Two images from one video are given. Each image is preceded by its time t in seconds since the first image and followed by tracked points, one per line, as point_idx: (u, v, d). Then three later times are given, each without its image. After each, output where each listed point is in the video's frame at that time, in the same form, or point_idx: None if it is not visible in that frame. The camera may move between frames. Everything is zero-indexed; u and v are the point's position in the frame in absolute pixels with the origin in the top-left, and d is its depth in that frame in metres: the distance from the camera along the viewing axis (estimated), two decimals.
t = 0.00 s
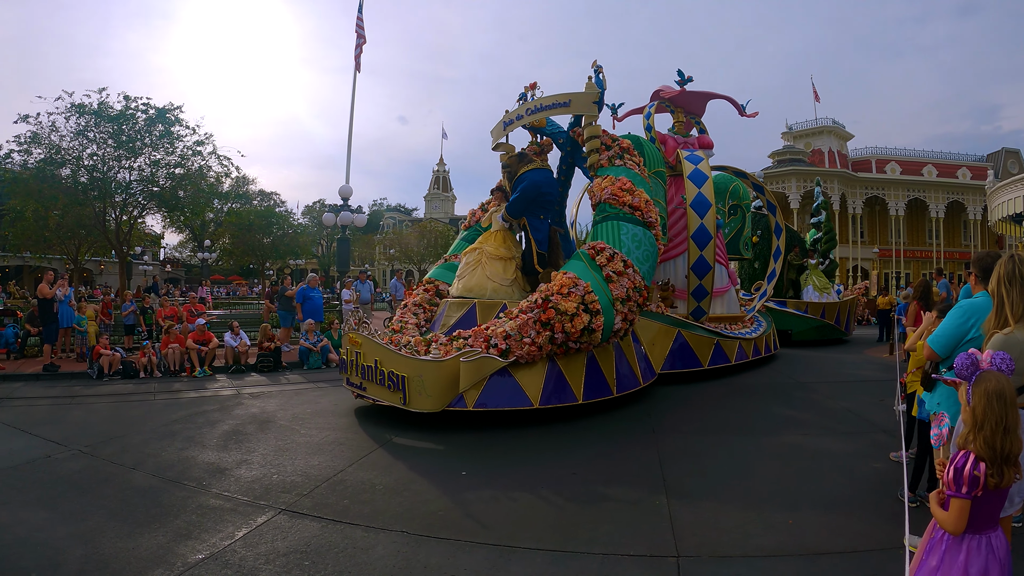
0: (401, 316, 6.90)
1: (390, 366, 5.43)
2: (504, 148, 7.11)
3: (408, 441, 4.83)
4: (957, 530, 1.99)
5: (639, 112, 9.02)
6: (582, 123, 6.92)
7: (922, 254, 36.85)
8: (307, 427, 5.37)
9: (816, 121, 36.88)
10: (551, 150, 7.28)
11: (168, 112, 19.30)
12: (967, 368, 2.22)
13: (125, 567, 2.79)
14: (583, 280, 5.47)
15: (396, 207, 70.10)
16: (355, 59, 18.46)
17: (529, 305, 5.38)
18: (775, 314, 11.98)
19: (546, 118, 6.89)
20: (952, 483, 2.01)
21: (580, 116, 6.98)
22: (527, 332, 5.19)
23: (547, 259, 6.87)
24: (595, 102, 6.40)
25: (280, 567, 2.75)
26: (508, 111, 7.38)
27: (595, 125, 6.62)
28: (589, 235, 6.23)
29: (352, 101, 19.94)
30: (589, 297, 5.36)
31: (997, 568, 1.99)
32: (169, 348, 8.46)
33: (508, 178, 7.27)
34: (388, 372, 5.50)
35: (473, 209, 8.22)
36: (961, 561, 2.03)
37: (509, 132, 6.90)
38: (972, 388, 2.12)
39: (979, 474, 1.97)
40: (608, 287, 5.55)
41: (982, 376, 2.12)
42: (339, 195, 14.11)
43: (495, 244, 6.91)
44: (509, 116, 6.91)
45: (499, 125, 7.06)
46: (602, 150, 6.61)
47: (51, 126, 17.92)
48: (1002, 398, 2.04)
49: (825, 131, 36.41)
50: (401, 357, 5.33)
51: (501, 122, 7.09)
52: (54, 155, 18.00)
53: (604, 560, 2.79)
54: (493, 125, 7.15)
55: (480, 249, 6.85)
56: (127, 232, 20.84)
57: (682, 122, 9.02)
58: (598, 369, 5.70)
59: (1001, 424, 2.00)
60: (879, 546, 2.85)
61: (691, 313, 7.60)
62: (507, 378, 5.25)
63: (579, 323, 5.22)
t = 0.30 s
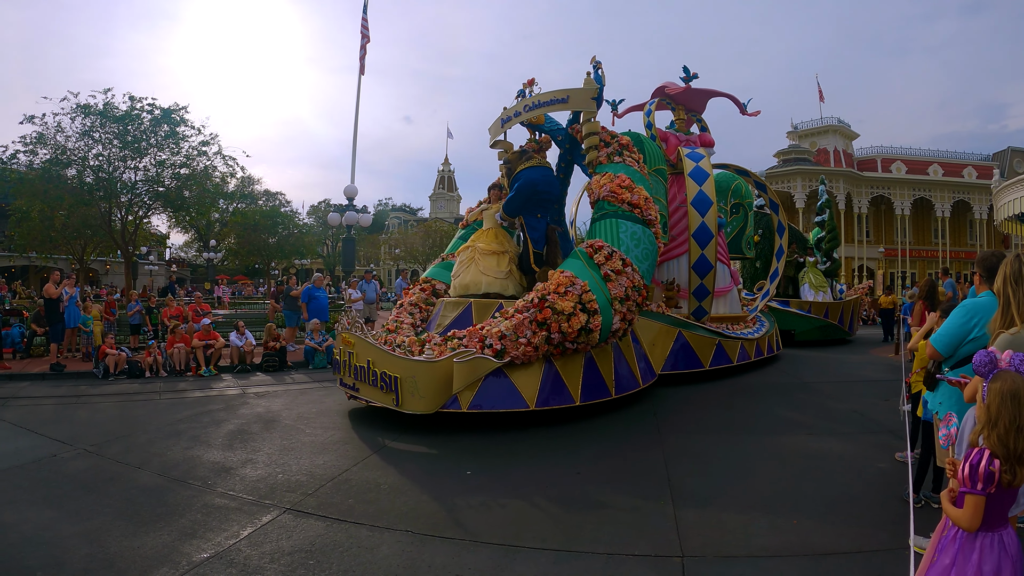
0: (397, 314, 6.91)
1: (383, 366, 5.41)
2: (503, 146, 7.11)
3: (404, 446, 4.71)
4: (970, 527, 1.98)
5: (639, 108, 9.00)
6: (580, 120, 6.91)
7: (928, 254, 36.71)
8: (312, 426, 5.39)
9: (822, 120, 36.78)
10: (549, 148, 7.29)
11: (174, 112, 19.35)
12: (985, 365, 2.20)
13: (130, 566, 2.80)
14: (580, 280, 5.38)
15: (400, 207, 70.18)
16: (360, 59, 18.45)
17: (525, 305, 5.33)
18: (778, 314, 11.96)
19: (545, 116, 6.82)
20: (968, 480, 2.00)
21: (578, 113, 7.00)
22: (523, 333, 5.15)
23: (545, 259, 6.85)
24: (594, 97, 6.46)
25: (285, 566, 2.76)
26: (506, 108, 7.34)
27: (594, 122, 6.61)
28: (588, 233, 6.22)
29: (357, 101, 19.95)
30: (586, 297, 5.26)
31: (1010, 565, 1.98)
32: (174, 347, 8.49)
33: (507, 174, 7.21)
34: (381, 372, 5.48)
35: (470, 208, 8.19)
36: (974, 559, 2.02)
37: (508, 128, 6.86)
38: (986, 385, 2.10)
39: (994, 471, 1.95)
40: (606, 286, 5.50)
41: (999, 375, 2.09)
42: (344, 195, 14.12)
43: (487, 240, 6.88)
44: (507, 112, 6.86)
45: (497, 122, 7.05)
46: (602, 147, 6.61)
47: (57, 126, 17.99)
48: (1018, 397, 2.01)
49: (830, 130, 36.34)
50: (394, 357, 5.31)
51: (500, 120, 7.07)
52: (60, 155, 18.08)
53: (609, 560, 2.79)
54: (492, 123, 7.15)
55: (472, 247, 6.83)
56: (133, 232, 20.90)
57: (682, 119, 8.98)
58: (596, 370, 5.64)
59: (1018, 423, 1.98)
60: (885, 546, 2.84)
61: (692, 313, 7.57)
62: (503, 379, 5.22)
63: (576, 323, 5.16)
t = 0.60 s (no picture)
0: (394, 313, 6.94)
1: (376, 367, 5.31)
2: (500, 143, 7.11)
3: (399, 450, 4.59)
4: (979, 523, 1.98)
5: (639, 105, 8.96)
6: (579, 117, 6.92)
7: (933, 253, 36.62)
8: (315, 426, 5.40)
9: (827, 120, 36.72)
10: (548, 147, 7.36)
11: (178, 113, 19.41)
12: (999, 364, 2.13)
13: (135, 566, 2.80)
14: (577, 278, 5.37)
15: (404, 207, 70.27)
16: (363, 59, 18.46)
17: (521, 305, 5.31)
18: (780, 314, 11.96)
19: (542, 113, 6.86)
20: (976, 476, 2.00)
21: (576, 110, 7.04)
22: (518, 333, 5.08)
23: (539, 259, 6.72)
24: (591, 93, 6.45)
25: (290, 566, 2.76)
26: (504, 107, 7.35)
27: (592, 118, 6.63)
28: (586, 231, 6.21)
29: (362, 101, 19.98)
30: (584, 296, 5.25)
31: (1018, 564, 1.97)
32: (179, 347, 8.51)
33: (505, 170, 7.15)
34: (373, 373, 5.38)
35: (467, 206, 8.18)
36: (982, 559, 2.01)
37: (506, 126, 6.85)
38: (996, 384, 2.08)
39: (1003, 468, 1.95)
40: (604, 285, 5.49)
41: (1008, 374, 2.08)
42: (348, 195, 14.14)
43: (485, 239, 6.90)
44: (503, 110, 6.86)
45: (494, 120, 7.06)
46: (600, 144, 6.58)
47: (62, 127, 18.07)
48: None
49: (834, 130, 36.28)
50: (386, 358, 5.20)
51: (496, 118, 7.08)
52: (65, 156, 18.17)
53: (614, 559, 2.79)
54: (488, 122, 7.16)
55: (469, 246, 6.87)
56: (138, 232, 20.96)
57: (682, 117, 8.95)
58: (594, 372, 5.57)
59: None
60: (890, 546, 2.83)
61: (693, 313, 7.56)
62: (499, 380, 5.13)
63: (573, 322, 5.13)
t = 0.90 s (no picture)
0: (389, 314, 6.96)
1: (369, 368, 5.29)
2: (498, 142, 7.11)
3: (391, 453, 4.52)
4: (995, 525, 1.96)
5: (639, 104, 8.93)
6: (577, 114, 6.77)
7: (937, 253, 36.53)
8: (319, 426, 5.41)
9: (831, 119, 36.66)
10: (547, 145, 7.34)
11: (182, 114, 19.45)
12: (1001, 365, 2.17)
13: (139, 565, 2.81)
14: (574, 278, 5.32)
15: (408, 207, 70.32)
16: (366, 59, 18.47)
17: (517, 305, 5.24)
18: (782, 314, 11.95)
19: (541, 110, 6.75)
20: (990, 479, 1.97)
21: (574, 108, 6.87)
22: (514, 333, 5.03)
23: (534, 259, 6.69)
24: (590, 91, 6.31)
25: (294, 566, 2.76)
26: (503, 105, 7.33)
27: (590, 116, 6.52)
28: (584, 229, 6.19)
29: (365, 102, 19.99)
30: (580, 296, 5.18)
31: None
32: (183, 347, 8.53)
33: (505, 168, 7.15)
34: (367, 375, 5.37)
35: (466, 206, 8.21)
36: (992, 560, 2.00)
37: (503, 123, 6.86)
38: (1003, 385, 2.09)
39: (1017, 470, 1.93)
40: (603, 285, 5.42)
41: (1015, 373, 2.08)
42: (352, 196, 14.15)
43: (494, 245, 6.93)
44: (502, 108, 6.87)
45: (493, 118, 7.05)
46: (598, 142, 6.58)
47: (66, 128, 18.13)
48: None
49: (838, 130, 36.22)
50: (379, 359, 5.18)
51: (495, 116, 7.07)
52: (70, 157, 18.25)
53: (618, 559, 2.78)
54: (487, 119, 7.14)
55: (480, 251, 6.86)
56: (142, 232, 20.99)
57: (682, 115, 8.95)
58: (592, 374, 5.51)
59: None
60: (895, 546, 2.83)
61: (694, 313, 7.50)
62: (494, 382, 5.08)
63: (570, 322, 5.05)
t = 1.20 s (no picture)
0: (384, 315, 6.97)
1: (361, 370, 5.25)
2: (496, 141, 7.12)
3: (377, 455, 4.50)
4: (1001, 528, 1.94)
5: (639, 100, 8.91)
6: (574, 112, 6.81)
7: (941, 253, 36.43)
8: (322, 427, 5.40)
9: (834, 119, 36.60)
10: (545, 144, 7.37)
11: (186, 114, 19.49)
12: (1004, 367, 2.16)
13: (142, 565, 2.81)
14: (571, 278, 5.27)
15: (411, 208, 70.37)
16: (369, 60, 18.48)
17: (512, 305, 5.19)
18: (784, 315, 11.92)
19: (538, 109, 6.82)
20: (995, 482, 1.95)
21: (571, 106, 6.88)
22: (508, 334, 4.99)
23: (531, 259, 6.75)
24: (587, 88, 6.28)
25: (297, 565, 2.76)
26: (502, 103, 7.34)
27: (588, 113, 6.36)
28: (581, 228, 6.16)
29: (369, 102, 20.01)
30: (576, 296, 5.14)
31: None
32: (187, 347, 8.55)
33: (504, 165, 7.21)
34: (359, 377, 5.32)
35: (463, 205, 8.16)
36: (998, 561, 1.99)
37: (501, 122, 6.84)
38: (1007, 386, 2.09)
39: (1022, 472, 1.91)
40: (599, 286, 5.38)
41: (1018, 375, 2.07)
42: (356, 196, 14.15)
43: (501, 238, 6.87)
44: (500, 106, 6.87)
45: (490, 117, 7.05)
46: (596, 140, 6.47)
47: (70, 129, 18.19)
48: None
49: (842, 129, 36.16)
50: (371, 361, 5.14)
51: (493, 114, 7.07)
52: (74, 157, 18.30)
53: (620, 560, 2.79)
54: (484, 118, 7.15)
55: (490, 246, 6.75)
56: (145, 233, 21.02)
57: (682, 113, 8.94)
58: (589, 375, 5.47)
59: None
60: (898, 547, 2.82)
61: (694, 313, 7.49)
62: (489, 384, 5.03)
63: (565, 323, 5.01)
